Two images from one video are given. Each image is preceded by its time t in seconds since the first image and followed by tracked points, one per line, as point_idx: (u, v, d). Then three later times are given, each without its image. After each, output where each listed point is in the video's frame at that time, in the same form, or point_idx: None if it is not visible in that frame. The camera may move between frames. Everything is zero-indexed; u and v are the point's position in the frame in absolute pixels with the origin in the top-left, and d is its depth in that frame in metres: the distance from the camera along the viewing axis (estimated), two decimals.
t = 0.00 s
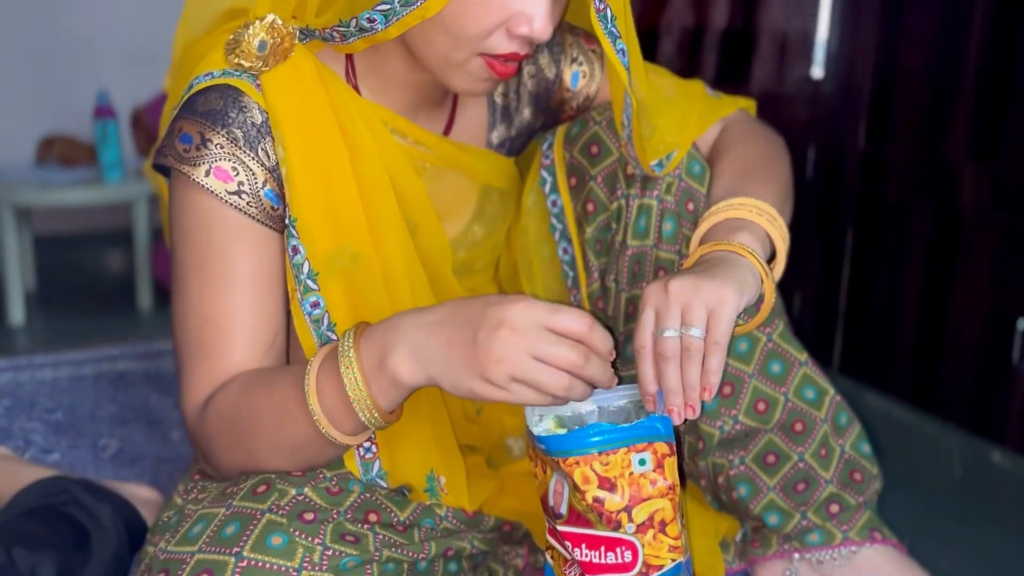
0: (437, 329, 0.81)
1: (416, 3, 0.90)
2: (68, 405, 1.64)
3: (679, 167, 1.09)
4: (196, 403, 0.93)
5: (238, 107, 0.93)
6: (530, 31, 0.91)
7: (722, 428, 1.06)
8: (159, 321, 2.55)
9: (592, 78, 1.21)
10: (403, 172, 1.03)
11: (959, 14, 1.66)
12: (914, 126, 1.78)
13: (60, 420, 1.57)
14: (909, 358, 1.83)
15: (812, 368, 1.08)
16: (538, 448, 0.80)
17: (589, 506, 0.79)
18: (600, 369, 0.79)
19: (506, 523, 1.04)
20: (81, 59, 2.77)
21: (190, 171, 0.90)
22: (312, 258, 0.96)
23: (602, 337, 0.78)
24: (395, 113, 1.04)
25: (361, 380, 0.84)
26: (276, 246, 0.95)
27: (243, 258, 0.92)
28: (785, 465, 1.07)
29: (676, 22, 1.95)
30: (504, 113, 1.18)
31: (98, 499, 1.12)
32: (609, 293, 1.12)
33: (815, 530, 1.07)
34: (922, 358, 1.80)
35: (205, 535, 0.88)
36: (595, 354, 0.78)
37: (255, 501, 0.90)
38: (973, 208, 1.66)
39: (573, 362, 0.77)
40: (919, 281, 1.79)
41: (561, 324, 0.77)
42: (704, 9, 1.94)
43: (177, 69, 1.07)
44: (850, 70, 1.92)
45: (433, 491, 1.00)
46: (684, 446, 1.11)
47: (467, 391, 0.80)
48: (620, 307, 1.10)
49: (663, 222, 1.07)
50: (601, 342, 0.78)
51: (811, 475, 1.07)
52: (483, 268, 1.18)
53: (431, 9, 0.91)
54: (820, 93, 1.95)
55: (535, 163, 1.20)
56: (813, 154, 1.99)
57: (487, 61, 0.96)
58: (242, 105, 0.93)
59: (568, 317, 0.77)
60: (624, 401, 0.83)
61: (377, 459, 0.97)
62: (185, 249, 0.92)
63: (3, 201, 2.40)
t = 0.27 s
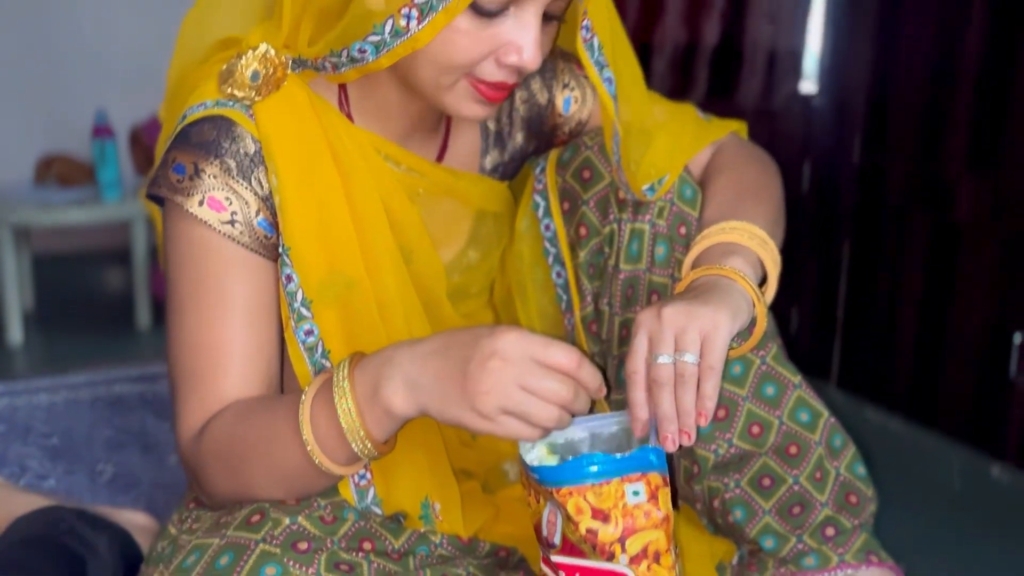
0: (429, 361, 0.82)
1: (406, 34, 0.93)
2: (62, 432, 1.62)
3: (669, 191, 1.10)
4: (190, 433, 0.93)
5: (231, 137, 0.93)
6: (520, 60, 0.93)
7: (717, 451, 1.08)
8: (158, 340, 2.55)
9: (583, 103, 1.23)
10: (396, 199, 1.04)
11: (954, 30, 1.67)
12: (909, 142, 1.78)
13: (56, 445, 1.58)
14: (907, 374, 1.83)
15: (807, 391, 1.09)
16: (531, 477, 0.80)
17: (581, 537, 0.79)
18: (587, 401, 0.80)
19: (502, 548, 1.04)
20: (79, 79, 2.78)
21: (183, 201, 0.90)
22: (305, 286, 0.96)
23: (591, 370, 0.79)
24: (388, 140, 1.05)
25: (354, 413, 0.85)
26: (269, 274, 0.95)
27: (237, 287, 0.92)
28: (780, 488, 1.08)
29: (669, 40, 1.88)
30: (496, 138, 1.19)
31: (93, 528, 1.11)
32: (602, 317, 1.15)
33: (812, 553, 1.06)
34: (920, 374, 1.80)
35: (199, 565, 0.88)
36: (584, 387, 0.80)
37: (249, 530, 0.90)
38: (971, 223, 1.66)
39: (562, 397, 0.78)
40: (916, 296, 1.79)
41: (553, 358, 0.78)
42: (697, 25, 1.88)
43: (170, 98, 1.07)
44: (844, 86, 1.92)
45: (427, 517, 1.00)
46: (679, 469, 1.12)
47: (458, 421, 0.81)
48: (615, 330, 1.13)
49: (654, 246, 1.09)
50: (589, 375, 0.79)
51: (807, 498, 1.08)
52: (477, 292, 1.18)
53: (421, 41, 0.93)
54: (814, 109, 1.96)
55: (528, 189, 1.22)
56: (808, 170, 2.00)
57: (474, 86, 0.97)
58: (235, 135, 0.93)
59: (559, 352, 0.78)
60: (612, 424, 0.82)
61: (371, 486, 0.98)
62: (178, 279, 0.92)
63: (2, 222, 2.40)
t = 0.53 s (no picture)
0: (426, 389, 0.82)
1: (404, 61, 0.94)
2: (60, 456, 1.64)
3: (663, 214, 1.11)
4: (189, 459, 0.93)
5: (229, 163, 0.94)
6: (516, 86, 0.94)
7: (714, 474, 1.07)
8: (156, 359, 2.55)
9: (578, 126, 1.23)
10: (393, 222, 1.04)
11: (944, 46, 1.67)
12: (904, 158, 1.79)
13: (54, 468, 1.60)
14: (905, 390, 1.83)
15: (802, 412, 1.10)
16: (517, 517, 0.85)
17: None
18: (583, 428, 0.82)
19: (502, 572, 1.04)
20: (76, 98, 2.79)
21: (181, 228, 0.91)
22: (303, 310, 0.97)
23: (591, 399, 0.81)
24: (384, 164, 1.05)
25: (353, 442, 0.85)
26: (266, 300, 0.95)
27: (234, 313, 0.92)
28: (778, 510, 1.08)
29: (666, 57, 1.86)
30: (493, 161, 1.20)
31: (92, 554, 1.11)
32: (597, 339, 1.16)
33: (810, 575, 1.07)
34: (917, 390, 1.80)
35: None
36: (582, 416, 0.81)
37: (248, 557, 0.89)
38: (964, 237, 1.65)
39: (560, 428, 0.80)
40: (912, 312, 1.79)
41: (551, 389, 0.80)
42: (694, 41, 1.86)
43: (168, 124, 1.08)
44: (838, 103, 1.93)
45: (426, 541, 1.01)
46: (678, 490, 1.12)
47: (455, 450, 0.82)
48: (610, 352, 1.14)
49: (648, 269, 1.09)
50: (587, 405, 0.81)
51: (804, 519, 1.08)
52: (474, 314, 1.18)
53: (418, 68, 0.94)
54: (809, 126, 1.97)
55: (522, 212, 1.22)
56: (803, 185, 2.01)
57: (478, 114, 0.98)
58: (233, 161, 0.94)
59: (558, 383, 0.80)
60: (593, 459, 0.88)
61: (369, 510, 0.98)
62: (175, 306, 0.93)
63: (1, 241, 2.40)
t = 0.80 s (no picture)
0: (416, 394, 0.80)
1: (400, 64, 0.94)
2: (59, 468, 1.63)
3: (668, 219, 1.10)
4: (187, 469, 0.92)
5: (226, 170, 0.93)
6: (514, 89, 0.93)
7: (720, 483, 1.07)
8: (155, 372, 2.53)
9: (580, 132, 1.23)
10: (393, 229, 1.03)
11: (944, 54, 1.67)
12: (904, 166, 1.78)
13: (53, 482, 1.59)
14: (908, 399, 1.82)
15: (809, 419, 1.09)
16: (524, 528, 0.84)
17: None
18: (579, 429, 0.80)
19: None
20: (76, 111, 2.78)
21: (178, 236, 0.90)
22: (302, 319, 0.95)
23: (585, 398, 0.79)
24: (384, 171, 1.04)
25: (344, 448, 0.84)
26: (264, 309, 0.94)
27: (233, 323, 0.91)
28: (785, 519, 1.07)
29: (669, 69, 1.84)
30: (494, 167, 1.19)
31: (90, 568, 1.10)
32: (602, 347, 1.15)
33: None
34: (921, 399, 1.78)
35: None
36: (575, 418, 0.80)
37: (248, 569, 0.86)
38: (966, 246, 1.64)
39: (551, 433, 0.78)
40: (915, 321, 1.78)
41: (544, 389, 0.78)
42: (698, 52, 1.84)
43: (167, 131, 1.07)
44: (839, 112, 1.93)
45: (429, 551, 1.00)
46: (684, 499, 1.11)
47: (443, 455, 0.81)
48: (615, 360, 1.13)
49: (653, 276, 1.09)
50: (582, 404, 0.79)
51: (812, 529, 1.07)
52: (476, 322, 1.17)
53: (414, 71, 0.94)
54: (810, 135, 1.96)
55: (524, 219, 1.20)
56: (804, 195, 2.00)
57: (472, 121, 0.97)
58: (230, 169, 0.93)
59: (549, 380, 0.78)
60: (598, 468, 0.86)
61: (371, 521, 0.97)
62: (173, 315, 0.92)
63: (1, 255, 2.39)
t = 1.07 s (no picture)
0: (410, 419, 0.81)
1: (393, 76, 0.94)
2: (57, 487, 1.63)
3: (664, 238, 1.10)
4: (185, 491, 0.92)
5: (230, 193, 0.93)
6: (505, 96, 0.93)
7: (719, 498, 1.07)
8: (154, 388, 2.53)
9: (579, 153, 1.25)
10: (393, 249, 1.04)
11: (937, 70, 1.67)
12: (901, 183, 1.79)
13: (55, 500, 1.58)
14: (907, 414, 1.82)
15: (808, 432, 1.10)
16: (523, 549, 0.84)
17: None
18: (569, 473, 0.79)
19: None
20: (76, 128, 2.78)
21: (181, 258, 0.90)
22: (304, 340, 0.95)
23: (580, 442, 0.79)
24: (385, 191, 1.05)
25: (340, 473, 0.83)
26: (265, 330, 0.94)
27: (235, 345, 0.91)
28: (785, 536, 1.07)
29: (669, 85, 1.89)
30: (494, 186, 1.20)
31: None
32: (600, 367, 1.15)
33: None
34: (919, 414, 1.78)
35: None
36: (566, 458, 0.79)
37: None
38: (962, 261, 1.65)
39: (542, 469, 0.77)
40: (913, 336, 1.78)
41: (539, 425, 0.77)
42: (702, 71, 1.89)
43: (169, 154, 1.08)
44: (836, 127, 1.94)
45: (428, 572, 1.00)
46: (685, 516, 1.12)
47: (429, 483, 0.79)
48: (614, 379, 1.13)
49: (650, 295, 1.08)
50: (576, 445, 0.79)
51: (812, 544, 1.07)
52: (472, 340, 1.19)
53: (407, 81, 0.94)
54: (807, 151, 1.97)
55: (518, 239, 1.19)
56: (802, 209, 2.01)
57: (469, 135, 0.97)
58: (233, 191, 0.93)
59: (545, 418, 0.77)
60: (598, 488, 0.88)
61: (370, 542, 0.96)
62: (174, 337, 0.92)
63: None
